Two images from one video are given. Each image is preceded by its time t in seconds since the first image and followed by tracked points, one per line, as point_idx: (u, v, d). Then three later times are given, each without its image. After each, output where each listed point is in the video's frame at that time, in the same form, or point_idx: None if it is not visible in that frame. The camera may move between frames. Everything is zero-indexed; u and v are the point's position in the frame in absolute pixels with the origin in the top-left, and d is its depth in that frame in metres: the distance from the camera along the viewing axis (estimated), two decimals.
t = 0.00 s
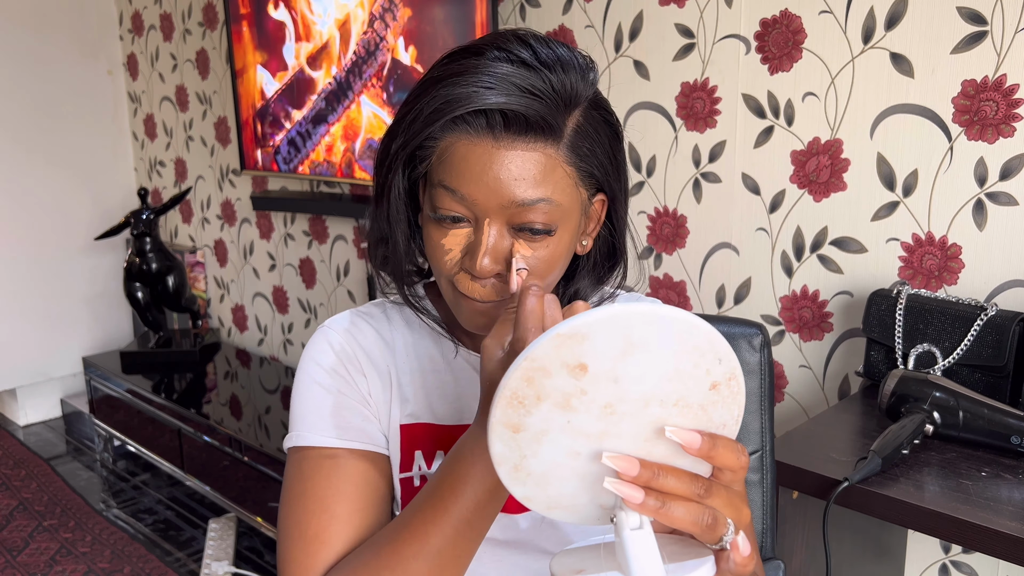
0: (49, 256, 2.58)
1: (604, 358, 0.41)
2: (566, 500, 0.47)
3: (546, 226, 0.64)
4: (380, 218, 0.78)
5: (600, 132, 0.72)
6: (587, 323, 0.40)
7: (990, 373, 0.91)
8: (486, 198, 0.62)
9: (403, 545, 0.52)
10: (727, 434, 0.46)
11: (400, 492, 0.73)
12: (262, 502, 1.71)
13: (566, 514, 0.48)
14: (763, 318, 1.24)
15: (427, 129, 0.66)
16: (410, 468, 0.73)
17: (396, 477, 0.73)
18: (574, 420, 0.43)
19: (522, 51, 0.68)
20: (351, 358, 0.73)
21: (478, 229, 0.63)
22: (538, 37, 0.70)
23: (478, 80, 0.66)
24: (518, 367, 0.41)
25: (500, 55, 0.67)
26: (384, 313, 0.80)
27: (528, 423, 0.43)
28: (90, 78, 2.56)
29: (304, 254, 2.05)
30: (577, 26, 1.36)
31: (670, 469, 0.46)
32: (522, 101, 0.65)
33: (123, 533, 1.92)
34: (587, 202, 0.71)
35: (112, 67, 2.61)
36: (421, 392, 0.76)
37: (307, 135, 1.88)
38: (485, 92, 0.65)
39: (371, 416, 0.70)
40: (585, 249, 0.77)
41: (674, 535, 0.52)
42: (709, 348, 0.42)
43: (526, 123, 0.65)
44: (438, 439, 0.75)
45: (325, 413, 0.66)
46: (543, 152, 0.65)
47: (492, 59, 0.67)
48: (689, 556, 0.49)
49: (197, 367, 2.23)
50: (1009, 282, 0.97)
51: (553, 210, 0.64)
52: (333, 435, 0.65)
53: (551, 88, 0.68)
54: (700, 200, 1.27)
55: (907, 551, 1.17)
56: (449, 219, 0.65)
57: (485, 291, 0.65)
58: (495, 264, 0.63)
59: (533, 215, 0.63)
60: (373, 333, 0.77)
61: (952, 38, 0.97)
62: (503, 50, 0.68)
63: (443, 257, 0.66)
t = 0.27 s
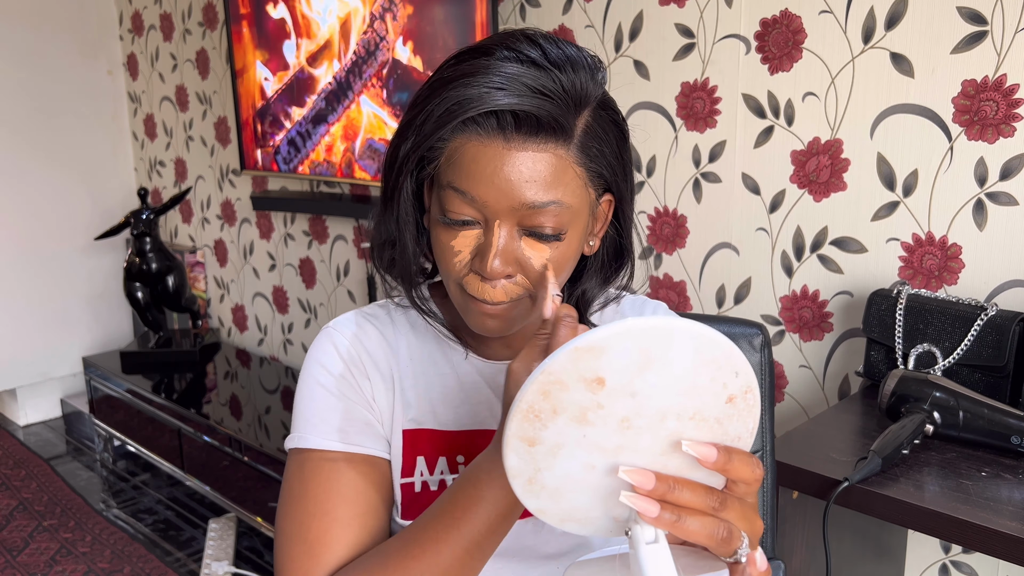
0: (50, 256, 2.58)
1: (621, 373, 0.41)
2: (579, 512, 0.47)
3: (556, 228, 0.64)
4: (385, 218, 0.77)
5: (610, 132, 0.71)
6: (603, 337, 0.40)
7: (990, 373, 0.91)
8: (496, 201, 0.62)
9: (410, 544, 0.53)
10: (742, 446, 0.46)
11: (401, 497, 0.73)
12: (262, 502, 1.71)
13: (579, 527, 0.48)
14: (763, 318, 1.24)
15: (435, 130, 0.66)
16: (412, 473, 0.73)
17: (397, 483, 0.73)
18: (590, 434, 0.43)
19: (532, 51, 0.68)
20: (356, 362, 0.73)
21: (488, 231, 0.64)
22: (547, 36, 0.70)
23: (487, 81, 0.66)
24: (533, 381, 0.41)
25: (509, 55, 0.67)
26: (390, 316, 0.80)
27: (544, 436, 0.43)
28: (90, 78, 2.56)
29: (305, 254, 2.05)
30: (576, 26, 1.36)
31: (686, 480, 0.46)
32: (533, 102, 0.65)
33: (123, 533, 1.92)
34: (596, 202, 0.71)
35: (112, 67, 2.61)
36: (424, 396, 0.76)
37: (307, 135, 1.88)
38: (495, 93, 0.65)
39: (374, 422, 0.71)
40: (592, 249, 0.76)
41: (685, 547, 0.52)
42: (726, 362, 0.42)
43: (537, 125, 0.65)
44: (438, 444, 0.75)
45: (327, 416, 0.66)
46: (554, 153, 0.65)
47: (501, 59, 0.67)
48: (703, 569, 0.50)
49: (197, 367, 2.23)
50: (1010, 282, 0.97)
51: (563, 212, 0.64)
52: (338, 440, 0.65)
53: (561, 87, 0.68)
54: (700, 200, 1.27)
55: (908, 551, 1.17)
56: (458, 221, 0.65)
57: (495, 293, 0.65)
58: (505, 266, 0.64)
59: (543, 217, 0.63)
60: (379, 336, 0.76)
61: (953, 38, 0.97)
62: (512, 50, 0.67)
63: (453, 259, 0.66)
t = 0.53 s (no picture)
0: (50, 256, 2.58)
1: (611, 374, 0.41)
2: (572, 512, 0.47)
3: (555, 228, 0.64)
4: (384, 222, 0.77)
5: (607, 134, 0.71)
6: (592, 339, 0.40)
7: (990, 373, 0.91)
8: (495, 202, 0.62)
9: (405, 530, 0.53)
10: (733, 444, 0.47)
11: (400, 493, 0.73)
12: (262, 502, 1.71)
13: (573, 527, 0.48)
14: (763, 318, 1.24)
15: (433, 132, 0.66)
16: (410, 469, 0.73)
17: (396, 477, 0.73)
18: (581, 435, 0.43)
19: (528, 53, 0.68)
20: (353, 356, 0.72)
21: (487, 233, 0.64)
22: (543, 38, 0.70)
23: (484, 82, 0.66)
24: (523, 383, 0.41)
25: (505, 57, 0.67)
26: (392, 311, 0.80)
27: (534, 438, 0.43)
28: (90, 78, 2.56)
29: (305, 254, 2.05)
30: (576, 26, 1.36)
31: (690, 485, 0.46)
32: (529, 103, 0.65)
33: (123, 533, 1.92)
34: (594, 203, 0.71)
35: (112, 67, 2.61)
36: (424, 393, 0.76)
37: (308, 136, 1.88)
38: (492, 95, 0.65)
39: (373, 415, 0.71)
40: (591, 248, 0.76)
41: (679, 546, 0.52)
42: (716, 361, 0.42)
43: (534, 125, 0.65)
44: (438, 441, 0.75)
45: (327, 411, 0.67)
46: (552, 153, 0.65)
47: (497, 61, 0.67)
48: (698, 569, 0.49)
49: (197, 367, 2.23)
50: (1010, 282, 0.97)
51: (561, 212, 0.64)
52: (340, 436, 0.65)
53: (558, 88, 0.68)
54: (700, 200, 1.27)
55: (907, 551, 1.17)
56: (458, 223, 0.65)
57: (494, 296, 0.65)
58: (505, 267, 0.63)
59: (541, 217, 0.63)
60: (378, 333, 0.77)
61: (952, 38, 0.97)
62: (508, 52, 0.68)
63: (452, 261, 0.65)
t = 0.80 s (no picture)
0: (50, 256, 2.58)
1: (594, 382, 0.41)
2: (560, 520, 0.46)
3: (540, 222, 0.64)
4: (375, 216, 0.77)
5: (599, 129, 0.71)
6: (575, 347, 0.40)
7: (990, 373, 0.91)
8: (481, 192, 0.63)
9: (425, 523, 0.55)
10: (721, 452, 0.46)
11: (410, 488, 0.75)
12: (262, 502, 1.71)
13: (561, 534, 0.48)
14: (763, 318, 1.24)
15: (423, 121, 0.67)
16: (418, 463, 0.75)
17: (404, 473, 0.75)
18: (566, 444, 0.43)
19: (522, 48, 0.69)
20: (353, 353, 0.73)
21: (472, 224, 0.64)
22: (540, 35, 0.70)
23: (475, 73, 0.67)
24: (509, 393, 0.41)
25: (498, 51, 0.68)
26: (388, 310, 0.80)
27: (520, 447, 0.43)
28: (90, 77, 2.56)
29: (305, 254, 2.05)
30: (576, 26, 1.36)
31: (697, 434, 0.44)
32: (518, 95, 0.65)
33: (123, 533, 1.92)
34: (585, 202, 0.70)
35: (112, 67, 2.61)
36: (426, 387, 0.76)
37: (307, 135, 1.88)
38: (481, 87, 0.66)
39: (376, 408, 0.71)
40: (584, 249, 0.75)
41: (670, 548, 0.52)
42: (702, 371, 0.42)
43: (522, 117, 0.65)
44: (445, 436, 0.75)
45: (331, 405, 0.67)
46: (540, 145, 0.65)
47: (489, 54, 0.68)
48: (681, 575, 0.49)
49: (197, 367, 2.23)
50: (1010, 282, 0.97)
51: (547, 206, 0.64)
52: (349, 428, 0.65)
53: (548, 83, 0.68)
54: (700, 200, 1.27)
55: (907, 551, 1.17)
56: (444, 214, 0.65)
57: (477, 287, 0.64)
58: (488, 258, 0.63)
59: (527, 209, 0.63)
60: (379, 328, 0.77)
61: (952, 38, 0.97)
62: (501, 46, 0.68)
63: (437, 253, 0.65)
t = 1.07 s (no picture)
0: (50, 256, 2.58)
1: (590, 257, 0.41)
2: (560, 424, 0.46)
3: (539, 163, 0.66)
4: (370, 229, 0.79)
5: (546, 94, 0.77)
6: (566, 221, 0.41)
7: (990, 373, 0.91)
8: (484, 152, 0.64)
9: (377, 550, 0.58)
10: (727, 344, 0.46)
11: (391, 499, 0.74)
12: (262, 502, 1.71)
13: (563, 443, 0.47)
14: (763, 318, 1.24)
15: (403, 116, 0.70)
16: (400, 476, 0.74)
17: (386, 485, 0.74)
18: (562, 327, 0.42)
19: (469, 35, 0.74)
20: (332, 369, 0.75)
21: (482, 184, 0.64)
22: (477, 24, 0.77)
23: (438, 58, 0.71)
24: (499, 272, 0.41)
25: (450, 39, 0.74)
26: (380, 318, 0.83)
27: (515, 333, 0.43)
28: (90, 77, 2.56)
29: (304, 254, 2.05)
30: (576, 26, 1.36)
31: (670, 384, 0.44)
32: (483, 66, 0.70)
33: (123, 533, 1.92)
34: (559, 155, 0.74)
35: (112, 67, 2.61)
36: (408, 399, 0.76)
37: (307, 136, 1.88)
38: (447, 65, 0.70)
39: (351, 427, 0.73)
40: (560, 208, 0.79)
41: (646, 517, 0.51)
42: (699, 248, 0.43)
43: (494, 78, 0.69)
44: (427, 447, 0.75)
45: (311, 428, 0.70)
46: (518, 97, 0.68)
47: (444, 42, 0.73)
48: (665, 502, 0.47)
49: (197, 367, 2.23)
50: (1009, 282, 0.97)
51: (541, 148, 0.66)
52: (321, 453, 0.69)
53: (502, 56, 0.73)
54: (700, 200, 1.27)
55: (907, 551, 1.17)
56: (451, 187, 0.65)
57: (507, 245, 0.64)
58: (509, 207, 0.63)
59: (525, 155, 0.65)
60: (363, 344, 0.79)
61: (953, 38, 0.97)
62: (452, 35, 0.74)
63: (456, 226, 0.65)
